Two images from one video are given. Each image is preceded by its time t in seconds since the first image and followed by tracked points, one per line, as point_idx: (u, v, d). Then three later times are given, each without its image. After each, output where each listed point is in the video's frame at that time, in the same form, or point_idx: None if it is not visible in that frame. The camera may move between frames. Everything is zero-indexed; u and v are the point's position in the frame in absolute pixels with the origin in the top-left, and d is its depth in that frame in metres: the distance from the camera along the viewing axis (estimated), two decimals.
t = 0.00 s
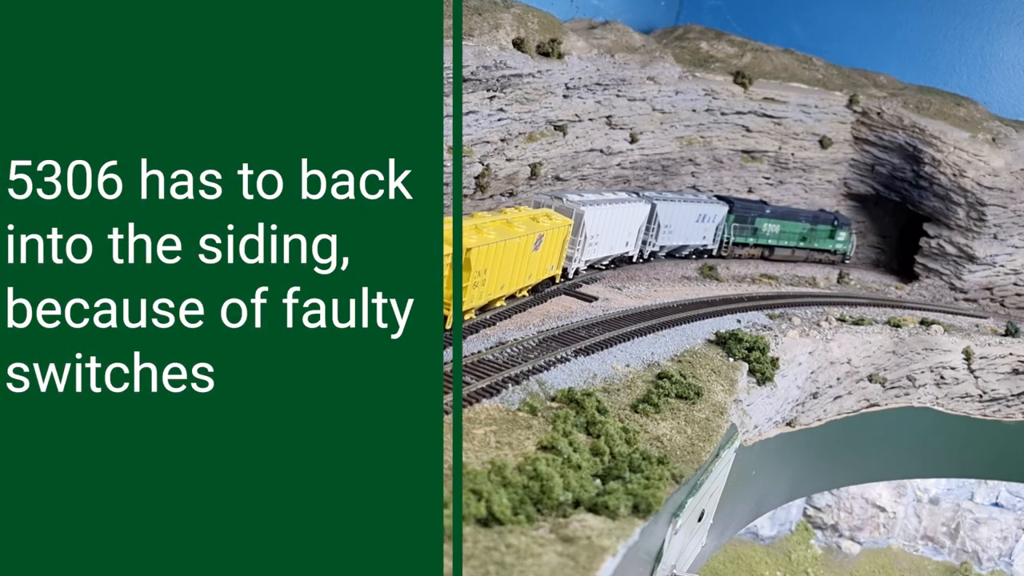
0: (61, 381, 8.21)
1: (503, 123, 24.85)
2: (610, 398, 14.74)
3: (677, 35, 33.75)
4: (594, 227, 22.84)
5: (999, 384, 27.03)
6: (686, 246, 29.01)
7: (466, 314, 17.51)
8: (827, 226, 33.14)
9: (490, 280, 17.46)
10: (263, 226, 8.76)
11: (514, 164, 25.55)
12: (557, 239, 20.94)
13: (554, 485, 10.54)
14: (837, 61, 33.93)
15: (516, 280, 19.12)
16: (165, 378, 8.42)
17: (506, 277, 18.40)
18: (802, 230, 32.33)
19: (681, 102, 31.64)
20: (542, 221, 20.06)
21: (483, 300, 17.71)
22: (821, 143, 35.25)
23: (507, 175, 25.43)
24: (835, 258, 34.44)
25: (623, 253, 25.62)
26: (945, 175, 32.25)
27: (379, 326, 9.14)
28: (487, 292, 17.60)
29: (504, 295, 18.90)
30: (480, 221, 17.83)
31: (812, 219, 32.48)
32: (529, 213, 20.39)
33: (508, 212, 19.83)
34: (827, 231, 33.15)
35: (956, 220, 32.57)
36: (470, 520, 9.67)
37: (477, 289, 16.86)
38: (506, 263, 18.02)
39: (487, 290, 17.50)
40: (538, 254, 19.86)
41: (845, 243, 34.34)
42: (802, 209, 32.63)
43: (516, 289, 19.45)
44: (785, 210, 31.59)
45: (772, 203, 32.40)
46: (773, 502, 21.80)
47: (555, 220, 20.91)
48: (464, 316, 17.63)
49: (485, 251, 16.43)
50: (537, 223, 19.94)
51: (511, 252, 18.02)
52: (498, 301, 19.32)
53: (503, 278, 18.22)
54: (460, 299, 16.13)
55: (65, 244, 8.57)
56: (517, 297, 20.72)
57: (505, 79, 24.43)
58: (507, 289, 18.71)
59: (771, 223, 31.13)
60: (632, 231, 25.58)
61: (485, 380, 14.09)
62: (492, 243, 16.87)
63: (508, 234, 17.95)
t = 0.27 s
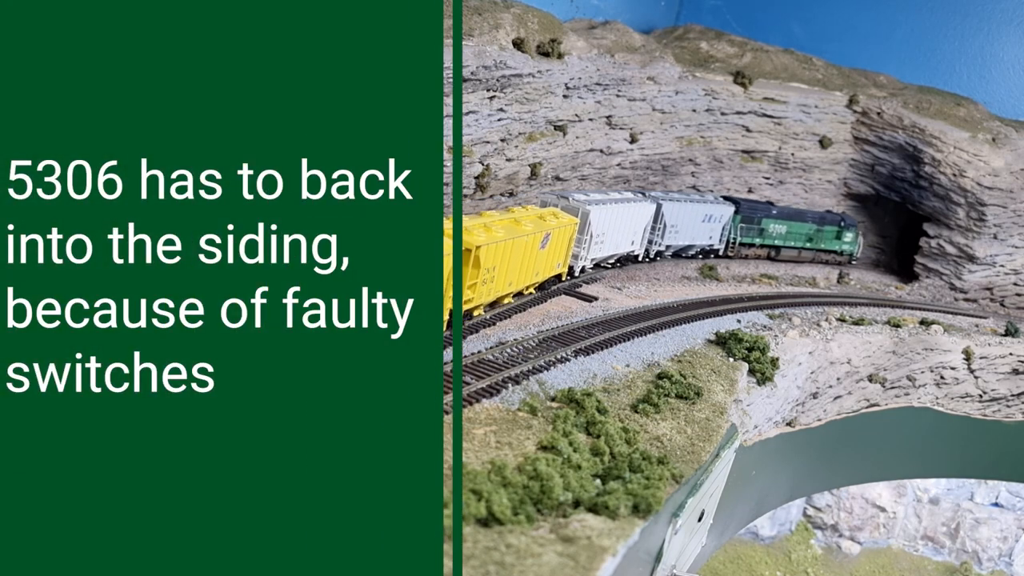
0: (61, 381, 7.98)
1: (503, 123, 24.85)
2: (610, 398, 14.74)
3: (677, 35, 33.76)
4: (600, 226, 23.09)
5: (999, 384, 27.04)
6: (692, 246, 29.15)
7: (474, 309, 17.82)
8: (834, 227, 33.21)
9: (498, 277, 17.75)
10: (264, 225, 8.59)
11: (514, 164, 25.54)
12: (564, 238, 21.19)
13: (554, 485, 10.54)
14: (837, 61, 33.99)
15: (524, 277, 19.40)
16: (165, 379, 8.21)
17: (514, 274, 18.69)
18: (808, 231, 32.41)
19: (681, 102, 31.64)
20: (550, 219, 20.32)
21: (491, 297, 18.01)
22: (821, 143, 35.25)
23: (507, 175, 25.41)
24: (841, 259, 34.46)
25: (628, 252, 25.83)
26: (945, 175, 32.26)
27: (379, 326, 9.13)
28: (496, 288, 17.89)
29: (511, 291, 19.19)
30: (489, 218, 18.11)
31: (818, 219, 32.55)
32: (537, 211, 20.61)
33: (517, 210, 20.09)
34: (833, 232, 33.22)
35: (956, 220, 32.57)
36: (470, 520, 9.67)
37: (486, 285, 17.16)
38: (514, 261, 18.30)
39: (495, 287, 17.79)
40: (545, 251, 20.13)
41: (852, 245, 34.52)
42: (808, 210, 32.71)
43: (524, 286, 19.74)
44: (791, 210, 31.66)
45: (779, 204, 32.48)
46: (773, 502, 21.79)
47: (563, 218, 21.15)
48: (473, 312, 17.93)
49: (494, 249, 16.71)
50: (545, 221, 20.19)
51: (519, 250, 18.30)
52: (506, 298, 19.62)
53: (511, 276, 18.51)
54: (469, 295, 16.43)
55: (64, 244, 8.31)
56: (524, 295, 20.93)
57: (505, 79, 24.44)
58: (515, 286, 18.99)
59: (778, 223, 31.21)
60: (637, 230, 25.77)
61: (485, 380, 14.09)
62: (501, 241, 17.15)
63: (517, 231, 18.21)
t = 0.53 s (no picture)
0: (61, 381, 8.28)
1: (503, 123, 24.86)
2: (610, 398, 14.74)
3: (677, 35, 33.78)
4: (605, 225, 23.32)
5: (999, 384, 27.05)
6: (697, 245, 29.32)
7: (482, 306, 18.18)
8: (840, 228, 33.31)
9: (506, 274, 18.11)
10: (262, 226, 8.84)
11: (514, 164, 25.53)
12: (569, 236, 21.52)
13: (554, 485, 10.53)
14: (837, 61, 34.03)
15: (530, 275, 19.76)
16: (165, 379, 8.45)
17: (521, 272, 19.05)
18: (814, 231, 32.51)
19: (681, 102, 31.64)
20: (555, 218, 20.66)
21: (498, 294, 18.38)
22: (821, 143, 35.26)
23: (507, 175, 25.40)
24: (847, 259, 34.50)
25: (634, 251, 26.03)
26: (945, 175, 32.27)
27: (379, 326, 9.14)
28: (503, 285, 18.25)
29: (518, 289, 19.54)
30: (496, 217, 18.46)
31: (824, 221, 32.64)
32: (543, 210, 20.99)
33: (523, 209, 20.43)
34: (839, 233, 33.32)
35: (956, 220, 32.57)
36: (470, 520, 9.68)
37: (494, 283, 17.51)
38: (521, 259, 18.67)
39: (503, 284, 18.16)
40: (551, 250, 20.47)
41: (858, 245, 34.53)
42: (814, 212, 32.79)
43: (530, 284, 20.11)
44: (797, 212, 31.77)
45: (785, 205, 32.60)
46: (773, 502, 21.79)
47: (568, 217, 21.49)
48: (481, 309, 18.30)
49: (501, 247, 17.06)
50: (551, 220, 20.55)
51: (526, 248, 18.65)
52: (513, 295, 19.98)
53: (518, 274, 18.87)
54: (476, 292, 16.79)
55: (66, 244, 8.61)
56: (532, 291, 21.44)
57: (505, 79, 24.44)
58: (522, 283, 19.36)
59: (784, 224, 31.34)
60: (643, 230, 25.93)
61: (485, 380, 14.09)
62: (508, 240, 17.50)
63: (523, 230, 18.56)
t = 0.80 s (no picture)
0: (61, 381, 8.24)
1: (503, 123, 24.86)
2: (610, 398, 14.74)
3: (677, 35, 33.78)
4: (610, 225, 23.50)
5: (999, 384, 27.05)
6: (704, 245, 29.45)
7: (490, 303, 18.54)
8: (846, 228, 33.38)
9: (512, 272, 18.45)
10: (263, 226, 8.81)
11: (514, 164, 25.52)
12: (576, 235, 21.78)
13: (554, 485, 10.53)
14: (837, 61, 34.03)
15: (537, 273, 20.07)
16: (166, 379, 8.43)
17: (528, 270, 19.36)
18: (821, 232, 32.58)
19: (681, 102, 31.64)
20: (562, 217, 20.91)
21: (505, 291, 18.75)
22: (822, 143, 35.26)
23: (507, 175, 25.38)
24: (854, 259, 34.53)
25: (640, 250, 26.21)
26: (945, 175, 32.28)
27: (379, 326, 9.12)
28: (510, 283, 18.60)
29: (525, 286, 19.85)
30: (503, 216, 18.79)
31: (831, 222, 32.71)
32: (549, 209, 21.23)
33: (531, 208, 20.71)
34: (845, 233, 33.39)
35: (956, 220, 32.57)
36: (470, 520, 9.68)
37: (501, 281, 17.87)
38: (528, 257, 18.98)
39: (509, 282, 18.50)
40: (558, 248, 20.76)
41: (864, 245, 34.51)
42: (821, 213, 32.84)
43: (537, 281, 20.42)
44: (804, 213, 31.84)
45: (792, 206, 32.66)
46: (773, 502, 21.79)
47: (575, 216, 21.73)
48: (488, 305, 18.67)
49: (508, 246, 17.38)
50: (558, 218, 20.81)
51: (533, 247, 18.97)
52: (520, 293, 20.29)
53: (525, 272, 19.19)
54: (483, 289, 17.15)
55: (65, 244, 8.57)
56: (536, 289, 21.71)
57: (505, 79, 24.45)
58: (529, 281, 19.66)
59: (791, 225, 31.42)
60: (649, 229, 26.09)
61: (485, 380, 14.09)
62: (514, 238, 17.81)
63: (530, 229, 18.86)
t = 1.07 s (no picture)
0: (61, 380, 8.49)
1: (503, 123, 24.86)
2: (610, 398, 14.74)
3: (677, 35, 33.78)
4: (616, 224, 23.77)
5: (999, 384, 27.06)
6: (710, 246, 29.62)
7: (498, 300, 18.95)
8: (852, 229, 33.44)
9: (521, 270, 18.85)
10: (261, 227, 9.07)
11: (514, 164, 25.51)
12: (582, 234, 22.14)
13: (555, 485, 10.53)
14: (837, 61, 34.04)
15: (544, 270, 20.44)
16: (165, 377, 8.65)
17: (535, 267, 19.76)
18: (827, 233, 32.65)
19: (681, 102, 31.64)
20: (568, 216, 21.29)
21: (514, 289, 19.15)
22: (822, 143, 35.26)
23: (507, 175, 25.36)
24: (860, 260, 34.56)
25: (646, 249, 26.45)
26: (945, 175, 32.28)
27: (379, 326, 9.19)
28: (518, 280, 18.99)
29: (533, 284, 20.23)
30: (510, 216, 19.20)
31: (837, 223, 32.79)
32: (555, 209, 21.59)
33: (538, 207, 21.11)
34: (851, 234, 33.45)
35: (956, 220, 32.57)
36: (470, 520, 9.68)
37: (510, 278, 18.27)
38: (535, 255, 19.37)
39: (518, 279, 18.90)
40: (565, 246, 21.14)
41: (871, 246, 34.46)
42: (827, 213, 32.89)
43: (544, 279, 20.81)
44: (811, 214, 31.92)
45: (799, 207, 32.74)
46: (773, 502, 21.79)
47: (581, 215, 22.11)
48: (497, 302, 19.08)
49: (516, 244, 17.78)
50: (564, 218, 21.20)
51: (540, 245, 19.37)
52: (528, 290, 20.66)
53: (533, 269, 19.58)
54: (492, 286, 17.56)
55: (66, 245, 8.97)
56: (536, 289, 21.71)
57: (505, 79, 24.46)
58: (536, 279, 20.04)
59: (797, 226, 31.51)
60: (654, 229, 26.32)
61: (485, 380, 14.09)
62: (522, 236, 18.21)
63: (537, 227, 19.25)
